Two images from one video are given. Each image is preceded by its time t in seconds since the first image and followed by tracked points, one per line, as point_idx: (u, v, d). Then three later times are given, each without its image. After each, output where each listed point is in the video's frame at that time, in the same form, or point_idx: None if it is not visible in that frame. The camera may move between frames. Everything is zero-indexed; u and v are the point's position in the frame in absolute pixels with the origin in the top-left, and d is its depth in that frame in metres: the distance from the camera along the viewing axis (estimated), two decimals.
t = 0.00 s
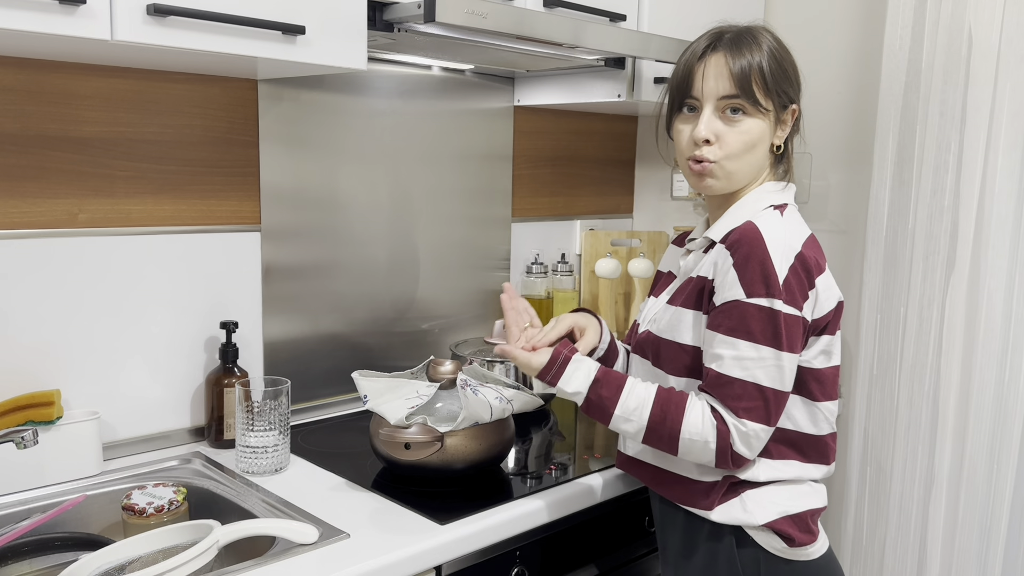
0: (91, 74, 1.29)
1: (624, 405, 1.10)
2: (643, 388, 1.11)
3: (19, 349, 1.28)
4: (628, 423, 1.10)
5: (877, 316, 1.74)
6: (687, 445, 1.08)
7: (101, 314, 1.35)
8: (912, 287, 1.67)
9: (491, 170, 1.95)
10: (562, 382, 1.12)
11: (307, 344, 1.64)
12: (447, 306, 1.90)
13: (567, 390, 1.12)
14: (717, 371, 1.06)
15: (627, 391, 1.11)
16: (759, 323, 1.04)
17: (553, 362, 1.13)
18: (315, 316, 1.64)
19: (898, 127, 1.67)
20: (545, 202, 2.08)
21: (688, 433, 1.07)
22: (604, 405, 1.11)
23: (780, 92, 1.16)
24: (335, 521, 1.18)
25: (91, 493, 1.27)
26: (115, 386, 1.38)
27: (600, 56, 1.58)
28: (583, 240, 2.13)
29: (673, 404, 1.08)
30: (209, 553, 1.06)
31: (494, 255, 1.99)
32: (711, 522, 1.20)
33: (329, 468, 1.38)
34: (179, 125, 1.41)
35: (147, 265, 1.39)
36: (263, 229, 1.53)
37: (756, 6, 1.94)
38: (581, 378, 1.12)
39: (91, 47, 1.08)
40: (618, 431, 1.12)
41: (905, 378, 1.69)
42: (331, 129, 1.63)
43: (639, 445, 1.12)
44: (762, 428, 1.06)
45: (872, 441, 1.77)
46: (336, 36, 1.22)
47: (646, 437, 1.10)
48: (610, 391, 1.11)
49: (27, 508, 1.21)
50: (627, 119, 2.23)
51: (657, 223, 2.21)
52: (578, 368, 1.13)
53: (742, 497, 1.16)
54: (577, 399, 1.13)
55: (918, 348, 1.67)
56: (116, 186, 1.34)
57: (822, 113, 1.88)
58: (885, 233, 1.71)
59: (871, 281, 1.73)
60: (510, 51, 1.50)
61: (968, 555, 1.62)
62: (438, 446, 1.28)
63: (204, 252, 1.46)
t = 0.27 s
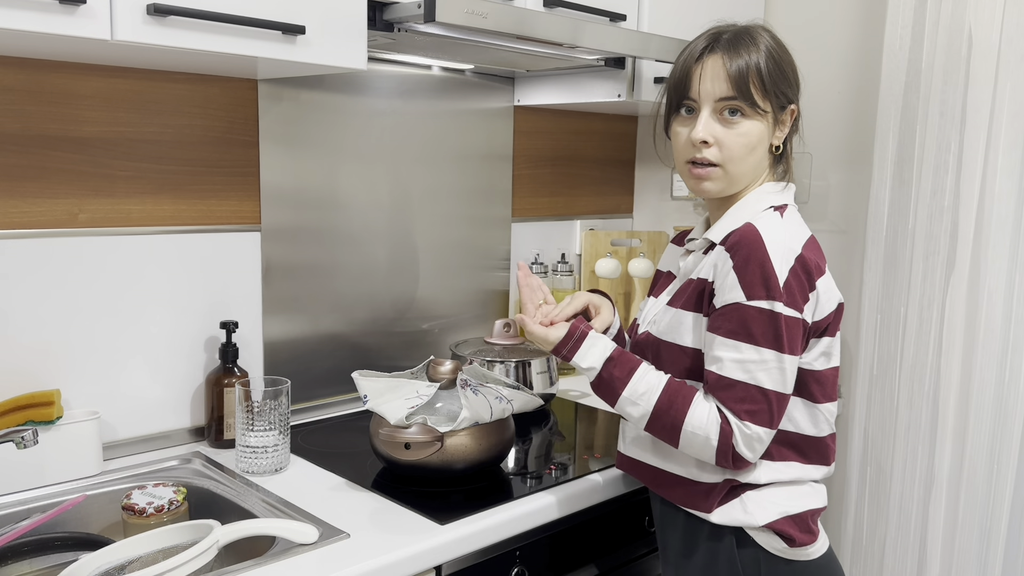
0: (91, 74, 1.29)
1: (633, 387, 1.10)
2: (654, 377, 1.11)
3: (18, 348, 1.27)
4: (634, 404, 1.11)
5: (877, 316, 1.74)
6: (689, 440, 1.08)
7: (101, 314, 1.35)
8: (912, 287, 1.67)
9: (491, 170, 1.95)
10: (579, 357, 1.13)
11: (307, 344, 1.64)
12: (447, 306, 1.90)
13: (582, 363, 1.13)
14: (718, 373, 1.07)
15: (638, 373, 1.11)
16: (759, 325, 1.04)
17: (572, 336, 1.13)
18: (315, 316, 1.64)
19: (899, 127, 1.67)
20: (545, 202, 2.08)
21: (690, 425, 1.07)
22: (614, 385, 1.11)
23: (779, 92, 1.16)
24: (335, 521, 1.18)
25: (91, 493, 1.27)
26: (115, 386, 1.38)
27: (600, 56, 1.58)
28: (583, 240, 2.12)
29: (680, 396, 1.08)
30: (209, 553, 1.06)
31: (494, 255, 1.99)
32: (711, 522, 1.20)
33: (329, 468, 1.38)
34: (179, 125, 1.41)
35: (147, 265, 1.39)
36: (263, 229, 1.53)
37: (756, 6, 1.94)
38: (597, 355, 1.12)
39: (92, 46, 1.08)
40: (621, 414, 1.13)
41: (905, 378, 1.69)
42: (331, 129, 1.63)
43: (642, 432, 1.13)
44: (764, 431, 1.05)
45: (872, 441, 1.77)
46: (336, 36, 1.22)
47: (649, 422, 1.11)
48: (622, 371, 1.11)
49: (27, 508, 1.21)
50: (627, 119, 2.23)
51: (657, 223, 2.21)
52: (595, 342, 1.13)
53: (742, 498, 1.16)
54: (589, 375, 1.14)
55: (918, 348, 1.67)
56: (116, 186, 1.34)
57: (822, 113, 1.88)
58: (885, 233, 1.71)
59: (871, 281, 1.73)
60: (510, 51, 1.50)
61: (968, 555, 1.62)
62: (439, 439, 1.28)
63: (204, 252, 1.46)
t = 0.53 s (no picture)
0: (91, 74, 1.29)
1: (627, 394, 1.11)
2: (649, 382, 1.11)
3: (18, 348, 1.28)
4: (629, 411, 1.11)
5: (877, 316, 1.74)
6: (686, 444, 1.08)
7: (100, 314, 1.35)
8: (912, 287, 1.67)
9: (491, 170, 1.95)
10: (572, 366, 1.14)
11: (307, 344, 1.64)
12: (447, 306, 1.90)
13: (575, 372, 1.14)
14: (716, 375, 1.06)
15: (632, 381, 1.12)
16: (758, 328, 1.04)
17: (564, 345, 1.14)
18: (315, 317, 1.64)
19: (899, 127, 1.67)
20: (545, 203, 2.08)
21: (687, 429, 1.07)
22: (609, 392, 1.12)
23: (780, 92, 1.16)
24: (335, 521, 1.18)
25: (91, 493, 1.27)
26: (115, 386, 1.38)
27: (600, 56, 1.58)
28: (583, 240, 2.13)
29: (676, 400, 1.09)
30: (209, 553, 1.06)
31: (494, 255, 1.99)
32: (710, 523, 1.20)
33: (329, 468, 1.38)
34: (179, 125, 1.41)
35: (147, 265, 1.39)
36: (263, 229, 1.53)
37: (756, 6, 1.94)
38: (589, 363, 1.13)
39: (92, 47, 1.08)
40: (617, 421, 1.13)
41: (905, 378, 1.69)
42: (331, 129, 1.63)
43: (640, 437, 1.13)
44: (762, 433, 1.05)
45: (872, 441, 1.77)
46: (335, 35, 1.22)
47: (646, 429, 1.11)
48: (616, 379, 1.12)
49: (27, 508, 1.21)
50: (627, 119, 2.23)
51: (658, 223, 2.21)
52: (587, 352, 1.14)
53: (742, 500, 1.16)
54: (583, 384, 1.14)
55: (918, 348, 1.67)
56: (116, 186, 1.34)
57: (822, 113, 1.88)
58: (885, 233, 1.71)
59: (871, 280, 1.73)
60: (510, 51, 1.50)
61: (968, 555, 1.62)
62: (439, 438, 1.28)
63: (204, 252, 1.46)
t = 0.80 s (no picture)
0: (91, 74, 1.29)
1: (626, 415, 1.08)
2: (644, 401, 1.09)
3: (19, 348, 1.27)
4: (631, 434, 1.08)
5: (877, 316, 1.74)
6: (692, 454, 1.07)
7: (101, 314, 1.35)
8: (912, 287, 1.67)
9: (491, 170, 1.95)
10: (567, 396, 1.08)
11: (307, 344, 1.64)
12: (447, 306, 1.90)
13: (571, 403, 1.08)
14: (717, 379, 1.06)
15: (628, 402, 1.09)
16: (761, 331, 1.04)
17: (557, 377, 1.08)
18: (316, 317, 1.64)
19: (899, 127, 1.67)
20: (545, 203, 2.08)
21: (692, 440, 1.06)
22: (607, 416, 1.08)
23: (776, 88, 1.16)
24: (335, 521, 1.18)
25: (91, 493, 1.27)
26: (115, 386, 1.38)
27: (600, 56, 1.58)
28: (583, 240, 2.12)
29: (676, 413, 1.07)
30: (209, 553, 1.06)
31: (494, 255, 1.99)
32: (710, 523, 1.20)
33: (329, 468, 1.38)
34: (179, 125, 1.41)
35: (147, 265, 1.39)
36: (263, 229, 1.53)
37: (757, 6, 1.94)
38: (584, 390, 1.09)
39: (92, 46, 1.07)
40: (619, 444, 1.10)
41: (905, 378, 1.69)
42: (331, 129, 1.63)
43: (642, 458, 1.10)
44: (765, 435, 1.06)
45: (872, 441, 1.77)
46: (335, 35, 1.22)
47: (648, 448, 1.08)
48: (613, 403, 1.08)
49: (27, 508, 1.21)
50: (627, 119, 2.23)
51: (657, 223, 2.21)
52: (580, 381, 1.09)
53: (743, 500, 1.16)
54: (579, 414, 1.10)
55: (918, 348, 1.67)
56: (116, 186, 1.34)
57: (822, 113, 1.88)
58: (885, 233, 1.71)
59: (871, 281, 1.73)
60: (510, 51, 1.50)
61: (968, 555, 1.62)
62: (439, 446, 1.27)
63: (204, 252, 1.46)
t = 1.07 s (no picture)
0: (91, 74, 1.29)
1: (643, 429, 1.05)
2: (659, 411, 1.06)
3: (19, 348, 1.28)
4: (649, 450, 1.05)
5: (877, 316, 1.74)
6: (710, 462, 1.05)
7: (101, 314, 1.35)
8: (912, 287, 1.67)
9: (491, 170, 1.95)
10: (586, 415, 1.04)
11: (307, 344, 1.64)
12: (447, 306, 1.90)
13: (588, 426, 1.04)
14: (731, 379, 1.05)
15: (642, 415, 1.06)
16: (771, 326, 1.03)
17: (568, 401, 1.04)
18: (316, 317, 1.64)
19: (899, 127, 1.67)
20: (545, 203, 2.08)
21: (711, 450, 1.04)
22: (625, 434, 1.05)
23: (766, 90, 1.15)
24: (335, 521, 1.18)
25: (91, 494, 1.27)
26: (115, 386, 1.38)
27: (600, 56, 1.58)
28: (583, 240, 2.10)
29: (690, 421, 1.05)
30: (209, 553, 1.06)
31: (494, 255, 1.99)
32: (715, 522, 1.19)
33: (329, 468, 1.38)
34: (179, 124, 1.41)
35: (147, 265, 1.39)
36: (263, 228, 1.53)
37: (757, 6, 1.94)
38: (597, 409, 1.05)
39: (92, 46, 1.07)
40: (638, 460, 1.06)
41: (905, 378, 1.69)
42: (331, 129, 1.63)
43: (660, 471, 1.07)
44: (780, 431, 1.05)
45: (872, 441, 1.77)
46: (335, 35, 1.22)
47: (667, 463, 1.06)
48: (628, 417, 1.05)
49: (27, 508, 1.21)
50: (627, 119, 2.23)
51: (657, 223, 2.21)
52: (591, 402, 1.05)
53: (747, 500, 1.16)
54: (596, 435, 1.05)
55: (918, 348, 1.67)
56: (116, 186, 1.34)
57: (822, 113, 1.88)
58: (885, 234, 1.71)
59: (871, 281, 1.73)
60: (510, 51, 1.50)
61: (968, 555, 1.62)
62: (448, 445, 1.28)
63: (204, 252, 1.46)
